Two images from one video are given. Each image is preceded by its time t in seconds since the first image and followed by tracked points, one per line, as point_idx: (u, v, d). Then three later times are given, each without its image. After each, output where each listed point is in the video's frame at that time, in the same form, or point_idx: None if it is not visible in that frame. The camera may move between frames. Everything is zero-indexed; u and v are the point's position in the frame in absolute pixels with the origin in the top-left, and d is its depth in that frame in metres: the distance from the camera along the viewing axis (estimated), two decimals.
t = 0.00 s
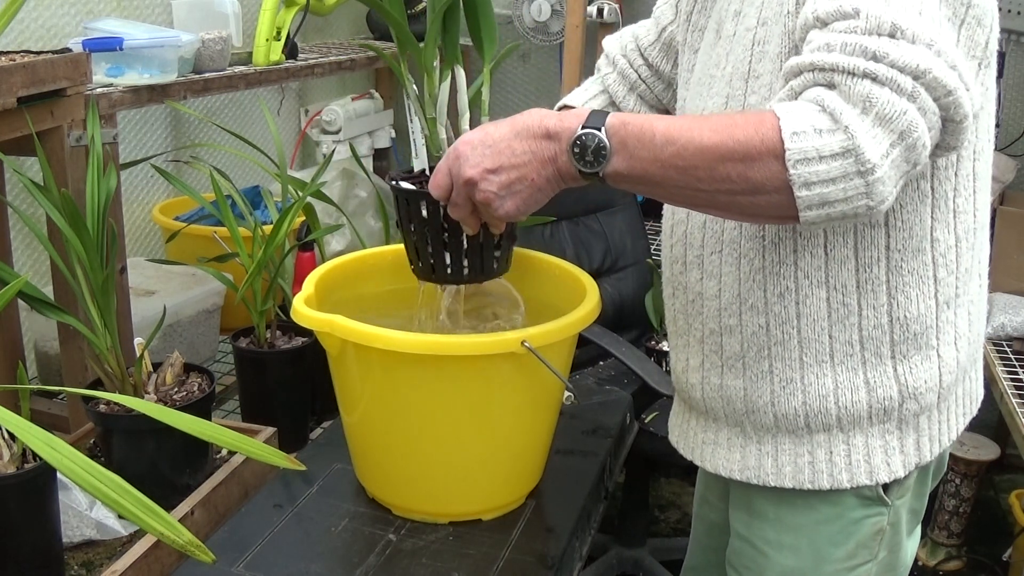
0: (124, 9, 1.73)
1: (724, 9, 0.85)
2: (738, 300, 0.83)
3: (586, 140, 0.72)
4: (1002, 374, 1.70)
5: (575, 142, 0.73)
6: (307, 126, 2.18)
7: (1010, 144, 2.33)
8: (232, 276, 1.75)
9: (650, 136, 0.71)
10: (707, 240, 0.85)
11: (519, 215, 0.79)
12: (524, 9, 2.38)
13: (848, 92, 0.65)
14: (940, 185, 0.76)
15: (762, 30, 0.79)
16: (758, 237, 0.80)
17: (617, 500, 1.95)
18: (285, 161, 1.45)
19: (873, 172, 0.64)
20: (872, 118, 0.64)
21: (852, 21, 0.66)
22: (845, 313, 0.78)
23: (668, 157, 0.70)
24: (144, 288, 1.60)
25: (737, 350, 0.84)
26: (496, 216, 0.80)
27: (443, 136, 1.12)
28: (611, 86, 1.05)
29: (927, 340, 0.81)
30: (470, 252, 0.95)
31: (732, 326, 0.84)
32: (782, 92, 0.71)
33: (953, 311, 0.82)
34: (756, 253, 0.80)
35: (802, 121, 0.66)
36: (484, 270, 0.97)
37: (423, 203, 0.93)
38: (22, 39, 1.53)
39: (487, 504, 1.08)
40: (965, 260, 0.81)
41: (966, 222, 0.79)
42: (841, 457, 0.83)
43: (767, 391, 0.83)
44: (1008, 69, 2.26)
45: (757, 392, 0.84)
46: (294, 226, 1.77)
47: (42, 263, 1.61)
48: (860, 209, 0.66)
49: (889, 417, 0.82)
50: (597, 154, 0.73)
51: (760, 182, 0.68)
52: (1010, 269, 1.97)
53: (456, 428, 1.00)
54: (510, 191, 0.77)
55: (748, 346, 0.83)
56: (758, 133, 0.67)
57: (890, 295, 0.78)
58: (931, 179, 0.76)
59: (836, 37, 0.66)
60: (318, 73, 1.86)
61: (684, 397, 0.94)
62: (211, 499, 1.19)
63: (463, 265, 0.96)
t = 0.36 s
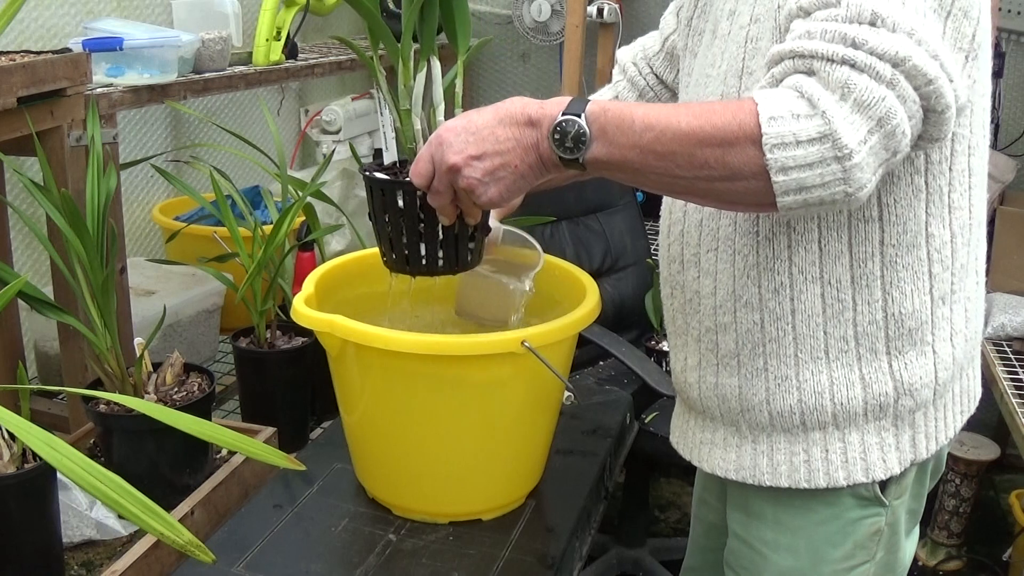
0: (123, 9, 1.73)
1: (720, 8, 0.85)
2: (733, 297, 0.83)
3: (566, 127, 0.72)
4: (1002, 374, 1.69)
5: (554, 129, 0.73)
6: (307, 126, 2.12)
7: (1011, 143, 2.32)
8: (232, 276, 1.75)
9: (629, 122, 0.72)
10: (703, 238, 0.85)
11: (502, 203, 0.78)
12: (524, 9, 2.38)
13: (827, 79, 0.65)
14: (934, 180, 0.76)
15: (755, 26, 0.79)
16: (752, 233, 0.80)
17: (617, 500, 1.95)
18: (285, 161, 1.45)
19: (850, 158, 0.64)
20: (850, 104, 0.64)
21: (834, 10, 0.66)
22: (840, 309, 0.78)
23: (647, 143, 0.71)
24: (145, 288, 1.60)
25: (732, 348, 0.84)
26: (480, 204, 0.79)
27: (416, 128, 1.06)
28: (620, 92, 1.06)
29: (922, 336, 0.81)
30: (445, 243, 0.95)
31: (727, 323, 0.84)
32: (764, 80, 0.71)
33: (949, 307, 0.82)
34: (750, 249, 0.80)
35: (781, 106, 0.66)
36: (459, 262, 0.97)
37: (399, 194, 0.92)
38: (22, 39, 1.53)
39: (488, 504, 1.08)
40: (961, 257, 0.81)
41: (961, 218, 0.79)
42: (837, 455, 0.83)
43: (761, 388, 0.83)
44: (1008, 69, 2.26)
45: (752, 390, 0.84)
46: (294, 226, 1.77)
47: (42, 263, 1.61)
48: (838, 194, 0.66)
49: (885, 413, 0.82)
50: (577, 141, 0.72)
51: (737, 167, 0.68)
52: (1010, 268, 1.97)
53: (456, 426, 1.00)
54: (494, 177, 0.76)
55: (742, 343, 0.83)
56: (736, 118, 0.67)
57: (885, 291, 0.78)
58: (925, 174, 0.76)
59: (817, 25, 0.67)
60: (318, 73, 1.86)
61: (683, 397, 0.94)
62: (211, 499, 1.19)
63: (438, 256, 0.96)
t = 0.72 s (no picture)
0: (123, 9, 1.73)
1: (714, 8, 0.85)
2: (725, 297, 0.83)
3: (560, 137, 0.73)
4: (1002, 374, 1.69)
5: (549, 138, 0.74)
6: (306, 127, 2.08)
7: (1010, 143, 2.32)
8: (232, 276, 1.75)
9: (621, 134, 0.72)
10: (695, 237, 0.85)
11: (501, 212, 0.79)
12: (525, 9, 2.37)
13: (814, 86, 0.65)
14: (926, 180, 0.76)
15: (746, 27, 0.79)
16: (742, 233, 0.80)
17: (617, 500, 1.95)
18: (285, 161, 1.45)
19: (838, 166, 0.64)
20: (838, 112, 0.64)
21: (822, 16, 0.66)
22: (831, 309, 0.78)
23: (639, 153, 0.71)
24: (144, 288, 1.60)
25: (724, 346, 0.84)
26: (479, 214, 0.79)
27: (410, 139, 1.05)
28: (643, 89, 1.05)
29: (913, 336, 0.81)
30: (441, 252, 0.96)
31: (719, 322, 0.84)
32: (753, 86, 0.71)
33: (941, 307, 0.82)
34: (741, 249, 0.80)
35: (768, 115, 0.66)
36: (453, 272, 0.98)
37: (395, 204, 0.94)
38: (22, 39, 1.53)
39: (489, 505, 1.08)
40: (953, 256, 0.81)
41: (954, 218, 0.79)
42: (828, 453, 0.83)
43: (753, 387, 0.84)
44: (1008, 69, 2.26)
45: (744, 389, 0.84)
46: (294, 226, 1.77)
47: (42, 263, 1.61)
48: (826, 201, 0.66)
49: (876, 412, 0.82)
50: (571, 151, 0.73)
51: (727, 175, 0.68)
52: (1010, 268, 1.96)
53: (456, 425, 1.00)
54: (493, 187, 0.77)
55: (734, 342, 0.83)
56: (724, 127, 0.67)
57: (876, 291, 0.78)
58: (917, 174, 0.76)
59: (805, 31, 0.66)
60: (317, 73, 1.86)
61: (676, 394, 0.94)
62: (211, 499, 1.19)
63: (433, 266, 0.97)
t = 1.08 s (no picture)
0: (123, 9, 1.73)
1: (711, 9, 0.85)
2: (716, 299, 0.83)
3: (553, 163, 0.76)
4: (1002, 374, 1.69)
5: (543, 165, 0.77)
6: (307, 125, 2.00)
7: (1010, 143, 2.32)
8: (232, 276, 1.75)
9: (609, 158, 0.75)
10: (687, 237, 0.85)
11: (501, 236, 0.82)
12: (525, 9, 2.38)
13: (795, 108, 0.68)
14: (916, 186, 0.76)
15: (739, 32, 0.79)
16: (733, 236, 0.80)
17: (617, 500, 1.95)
18: (285, 161, 1.45)
19: (818, 186, 0.67)
20: (817, 134, 0.67)
21: (805, 35, 0.68)
22: (820, 312, 0.79)
23: (627, 177, 0.74)
24: (145, 288, 1.60)
25: (716, 346, 0.85)
26: (479, 238, 0.82)
27: (406, 164, 1.08)
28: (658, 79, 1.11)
29: (903, 340, 0.80)
30: (442, 274, 1.00)
31: (711, 322, 0.84)
32: (739, 104, 0.73)
33: (932, 312, 0.81)
34: (732, 252, 0.81)
35: (748, 139, 0.69)
36: (453, 289, 1.02)
37: (396, 230, 0.97)
38: (22, 39, 1.53)
39: (488, 505, 1.08)
40: (944, 261, 0.80)
41: (945, 223, 0.79)
42: (817, 453, 0.83)
43: (744, 387, 0.84)
44: (1008, 69, 2.26)
45: (735, 388, 0.84)
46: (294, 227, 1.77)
47: (42, 263, 1.61)
48: (807, 219, 0.69)
49: (865, 415, 0.82)
50: (563, 177, 0.76)
51: (711, 197, 0.71)
52: (1010, 268, 1.96)
53: (455, 422, 1.00)
54: (493, 213, 0.80)
55: (725, 342, 0.84)
56: (708, 152, 0.71)
57: (866, 295, 0.78)
58: (906, 180, 0.75)
59: (787, 51, 0.68)
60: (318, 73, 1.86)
61: (670, 391, 0.94)
62: (211, 499, 1.19)
63: (434, 286, 1.00)
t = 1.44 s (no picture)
0: (124, 9, 1.73)
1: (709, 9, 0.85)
2: (712, 300, 0.83)
3: (544, 175, 0.77)
4: (1002, 374, 1.69)
5: (534, 176, 0.78)
6: (307, 126, 1.98)
7: (1010, 143, 2.32)
8: (232, 276, 1.75)
9: (598, 168, 0.76)
10: (684, 238, 0.86)
11: (496, 246, 0.83)
12: (525, 9, 2.38)
13: (779, 116, 0.68)
14: (912, 189, 0.76)
15: (734, 34, 0.79)
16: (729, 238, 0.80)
17: (617, 500, 1.95)
18: (285, 161, 1.45)
19: (801, 195, 0.68)
20: (800, 142, 0.67)
21: (793, 43, 0.68)
22: (815, 314, 0.79)
23: (616, 188, 0.75)
24: (145, 288, 1.60)
25: (713, 346, 0.85)
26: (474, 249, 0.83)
27: (400, 176, 1.08)
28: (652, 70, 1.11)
29: (899, 342, 0.80)
30: (438, 284, 1.00)
31: (707, 323, 0.85)
32: (729, 109, 0.74)
33: (928, 314, 0.81)
34: (728, 254, 0.81)
35: (734, 147, 0.70)
36: (448, 299, 1.02)
37: (392, 241, 0.97)
38: (22, 39, 1.53)
39: (488, 505, 1.08)
40: (941, 264, 0.80)
41: (941, 226, 0.78)
42: (813, 454, 0.83)
43: (740, 387, 0.84)
44: (1008, 69, 2.26)
45: (731, 388, 0.85)
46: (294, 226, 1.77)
47: (42, 263, 1.61)
48: (793, 225, 0.70)
49: (861, 416, 0.82)
50: (554, 188, 0.77)
51: (698, 205, 0.72)
52: (1010, 268, 1.96)
53: (455, 422, 1.00)
54: (487, 224, 0.81)
55: (721, 343, 0.84)
56: (694, 162, 0.72)
57: (861, 297, 0.78)
58: (902, 183, 0.75)
59: (775, 59, 0.68)
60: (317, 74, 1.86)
61: (669, 389, 0.94)
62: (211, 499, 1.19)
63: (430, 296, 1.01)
